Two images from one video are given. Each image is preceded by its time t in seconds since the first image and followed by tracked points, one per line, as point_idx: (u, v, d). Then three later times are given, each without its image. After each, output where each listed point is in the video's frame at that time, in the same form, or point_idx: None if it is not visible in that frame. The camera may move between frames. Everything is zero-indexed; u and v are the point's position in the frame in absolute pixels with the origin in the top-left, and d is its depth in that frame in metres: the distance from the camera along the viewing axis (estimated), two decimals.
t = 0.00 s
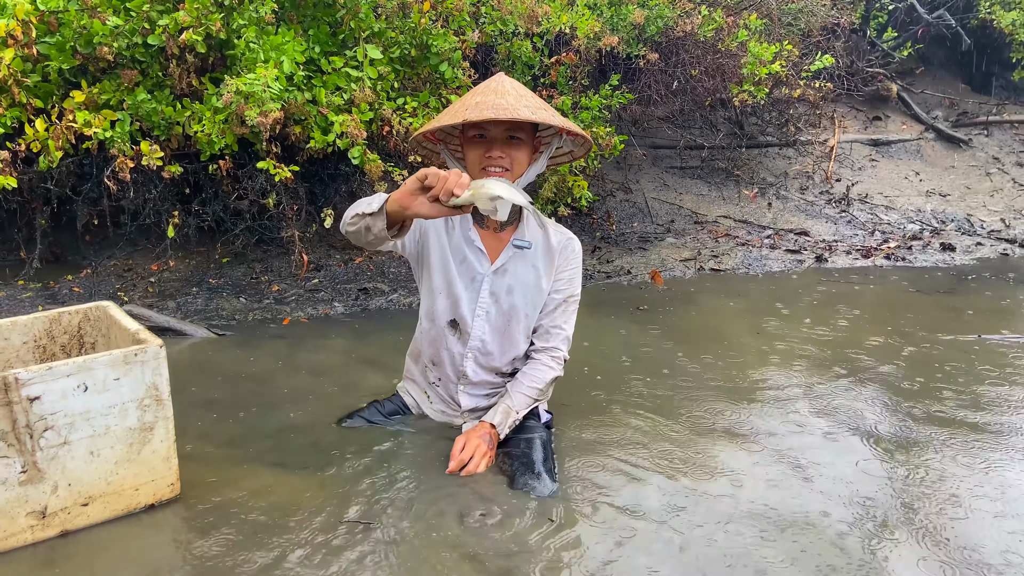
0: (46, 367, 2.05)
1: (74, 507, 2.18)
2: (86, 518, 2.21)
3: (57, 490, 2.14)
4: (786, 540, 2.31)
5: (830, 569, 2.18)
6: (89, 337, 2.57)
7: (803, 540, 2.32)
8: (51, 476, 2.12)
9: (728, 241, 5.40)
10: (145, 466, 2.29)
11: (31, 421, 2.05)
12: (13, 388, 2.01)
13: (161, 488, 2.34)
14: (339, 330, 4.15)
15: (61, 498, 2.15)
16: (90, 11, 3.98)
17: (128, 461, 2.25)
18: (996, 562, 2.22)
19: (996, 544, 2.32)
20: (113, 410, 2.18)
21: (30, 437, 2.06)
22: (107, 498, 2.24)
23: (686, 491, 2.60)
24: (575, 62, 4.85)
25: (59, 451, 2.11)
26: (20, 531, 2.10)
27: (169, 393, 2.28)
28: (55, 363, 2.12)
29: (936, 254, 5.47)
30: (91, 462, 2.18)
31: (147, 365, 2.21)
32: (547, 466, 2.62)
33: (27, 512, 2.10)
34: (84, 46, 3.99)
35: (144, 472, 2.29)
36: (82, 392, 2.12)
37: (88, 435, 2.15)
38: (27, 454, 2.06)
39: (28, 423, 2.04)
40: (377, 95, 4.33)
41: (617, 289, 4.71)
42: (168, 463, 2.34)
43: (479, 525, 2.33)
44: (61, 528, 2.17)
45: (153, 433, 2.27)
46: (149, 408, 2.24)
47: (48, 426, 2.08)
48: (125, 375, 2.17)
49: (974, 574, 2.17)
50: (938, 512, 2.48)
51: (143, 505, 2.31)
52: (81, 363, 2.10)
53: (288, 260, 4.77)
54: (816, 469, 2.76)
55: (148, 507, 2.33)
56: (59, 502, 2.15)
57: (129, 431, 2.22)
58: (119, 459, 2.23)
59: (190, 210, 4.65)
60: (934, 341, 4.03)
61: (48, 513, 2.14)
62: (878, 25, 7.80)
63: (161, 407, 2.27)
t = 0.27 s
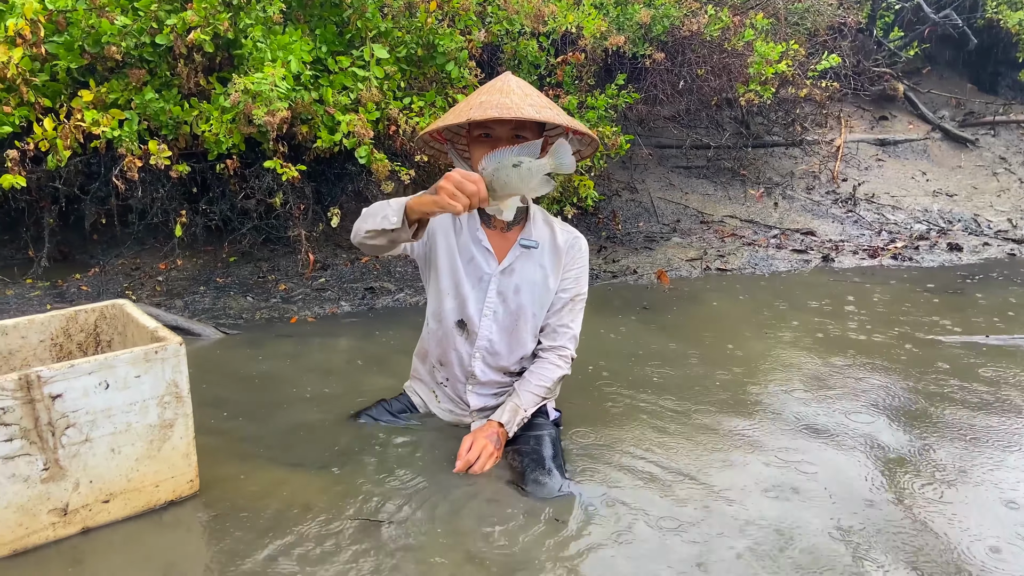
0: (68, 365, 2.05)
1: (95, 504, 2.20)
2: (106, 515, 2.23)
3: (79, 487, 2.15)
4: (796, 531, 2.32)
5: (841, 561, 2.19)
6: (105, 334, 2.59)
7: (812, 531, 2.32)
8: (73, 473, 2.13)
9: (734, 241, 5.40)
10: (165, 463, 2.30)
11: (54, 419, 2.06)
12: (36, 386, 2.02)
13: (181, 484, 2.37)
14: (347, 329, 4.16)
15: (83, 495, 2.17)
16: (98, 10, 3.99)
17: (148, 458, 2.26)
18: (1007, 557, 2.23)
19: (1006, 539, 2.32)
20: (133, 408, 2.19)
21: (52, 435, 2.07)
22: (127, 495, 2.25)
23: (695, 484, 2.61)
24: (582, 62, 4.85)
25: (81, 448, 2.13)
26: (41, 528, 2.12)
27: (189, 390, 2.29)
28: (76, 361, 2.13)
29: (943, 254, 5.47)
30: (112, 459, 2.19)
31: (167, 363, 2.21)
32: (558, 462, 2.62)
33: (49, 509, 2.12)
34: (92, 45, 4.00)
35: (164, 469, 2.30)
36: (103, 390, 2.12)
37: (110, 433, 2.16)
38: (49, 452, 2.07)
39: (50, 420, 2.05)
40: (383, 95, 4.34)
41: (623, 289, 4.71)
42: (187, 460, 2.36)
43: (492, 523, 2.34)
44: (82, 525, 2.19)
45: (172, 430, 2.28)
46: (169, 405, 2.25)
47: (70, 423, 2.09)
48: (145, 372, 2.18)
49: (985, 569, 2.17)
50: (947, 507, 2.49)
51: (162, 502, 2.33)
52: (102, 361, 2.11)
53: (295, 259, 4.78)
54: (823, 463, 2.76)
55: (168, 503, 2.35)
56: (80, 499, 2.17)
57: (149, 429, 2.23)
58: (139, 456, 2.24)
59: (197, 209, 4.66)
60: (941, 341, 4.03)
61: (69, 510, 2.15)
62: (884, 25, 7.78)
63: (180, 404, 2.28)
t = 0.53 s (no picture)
0: (93, 362, 2.08)
1: (118, 500, 2.23)
2: (128, 511, 2.25)
3: (102, 483, 2.18)
4: (804, 536, 2.33)
5: (850, 566, 2.19)
6: (124, 333, 2.62)
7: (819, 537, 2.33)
8: (96, 470, 2.16)
9: (744, 241, 5.39)
10: (186, 460, 2.33)
11: (78, 415, 2.09)
12: (62, 383, 2.04)
13: (201, 481, 2.39)
14: (357, 327, 4.18)
15: (105, 492, 2.19)
16: (111, 10, 4.03)
17: (170, 455, 2.29)
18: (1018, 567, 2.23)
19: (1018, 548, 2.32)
20: (156, 405, 2.21)
21: (76, 432, 2.10)
22: (150, 492, 2.28)
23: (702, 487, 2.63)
24: (592, 61, 4.85)
25: (104, 445, 2.15)
26: (65, 525, 2.14)
27: (211, 387, 2.32)
28: (100, 358, 2.16)
29: (954, 255, 5.45)
30: (135, 456, 2.22)
31: (189, 360, 2.25)
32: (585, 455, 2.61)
33: (73, 506, 2.15)
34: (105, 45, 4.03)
35: (185, 465, 2.33)
36: (127, 387, 2.15)
37: (133, 430, 2.19)
38: (73, 448, 2.10)
39: (74, 417, 2.08)
40: (393, 95, 4.35)
41: (632, 288, 4.71)
42: (208, 457, 2.39)
43: (506, 521, 2.35)
44: (105, 521, 2.21)
45: (194, 427, 2.31)
46: (191, 402, 2.28)
47: (94, 420, 2.12)
48: (168, 370, 2.21)
49: None
50: (955, 515, 2.49)
51: (183, 498, 2.36)
52: (126, 358, 2.13)
53: (305, 258, 4.80)
54: (831, 468, 2.77)
55: (189, 500, 2.38)
56: (103, 495, 2.19)
57: (171, 425, 2.26)
58: (162, 453, 2.27)
59: (208, 208, 4.69)
60: (952, 342, 4.02)
61: (92, 506, 2.18)
62: (896, 24, 7.75)
63: (202, 401, 2.31)
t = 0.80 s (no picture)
0: (118, 361, 2.12)
1: (142, 498, 2.26)
2: (152, 508, 2.28)
3: (126, 481, 2.21)
4: (815, 537, 2.32)
5: (864, 568, 2.18)
6: (144, 331, 2.69)
7: (829, 537, 2.33)
8: (121, 467, 2.19)
9: (758, 241, 5.38)
10: (208, 457, 2.36)
11: (103, 413, 2.13)
12: (88, 381, 2.08)
13: (223, 478, 2.42)
14: (370, 326, 4.20)
15: (129, 489, 2.23)
16: (127, 10, 4.06)
17: (192, 452, 2.32)
18: None
19: None
20: (180, 402, 2.25)
21: (101, 429, 2.13)
22: (173, 489, 2.31)
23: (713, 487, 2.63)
24: (604, 61, 4.85)
25: (129, 442, 2.19)
26: (89, 522, 2.18)
27: (232, 386, 2.35)
28: (124, 357, 2.20)
29: (970, 256, 5.41)
30: (159, 453, 2.25)
31: (212, 358, 2.28)
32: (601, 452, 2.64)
33: (97, 503, 2.18)
34: (121, 45, 4.07)
35: (207, 463, 2.36)
36: (151, 384, 2.19)
37: (157, 427, 2.22)
38: (98, 446, 2.13)
39: (99, 415, 2.12)
40: (406, 95, 4.36)
41: (644, 289, 4.71)
42: (230, 455, 2.42)
43: (521, 520, 2.36)
44: (129, 518, 2.25)
45: (217, 425, 2.34)
46: (213, 400, 2.32)
47: (119, 418, 2.15)
48: (191, 368, 2.25)
49: None
50: (965, 517, 2.48)
51: (205, 495, 2.39)
52: (151, 356, 2.17)
53: (319, 257, 4.82)
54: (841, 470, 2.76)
55: (211, 497, 2.40)
56: (127, 493, 2.22)
57: (194, 423, 2.29)
58: (185, 450, 2.30)
59: (222, 207, 4.72)
60: (964, 344, 3.99)
61: (116, 504, 2.21)
62: (912, 24, 7.70)
63: (224, 400, 2.35)
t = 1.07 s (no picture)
0: (145, 359, 2.15)
1: (166, 495, 2.28)
2: (177, 506, 2.31)
3: (151, 478, 2.24)
4: (832, 541, 2.31)
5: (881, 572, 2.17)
6: (168, 330, 2.73)
7: (845, 541, 2.31)
8: (147, 464, 2.22)
9: (775, 243, 5.35)
10: (232, 455, 2.38)
11: (130, 411, 2.15)
12: (115, 379, 2.11)
13: (246, 476, 2.44)
14: (387, 326, 4.22)
15: (155, 487, 2.25)
16: (148, 11, 4.10)
17: (217, 450, 2.34)
18: None
19: None
20: (205, 401, 2.27)
21: (128, 427, 2.16)
22: (197, 488, 2.33)
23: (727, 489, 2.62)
24: (621, 62, 4.85)
25: (155, 440, 2.21)
26: (115, 519, 2.20)
27: (256, 385, 2.37)
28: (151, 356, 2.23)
29: (990, 259, 5.35)
30: (184, 451, 2.27)
31: (237, 357, 2.31)
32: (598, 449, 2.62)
33: (123, 500, 2.20)
34: (143, 45, 4.12)
35: (231, 461, 2.38)
36: (177, 382, 2.21)
37: (182, 425, 2.25)
38: (124, 444, 2.16)
39: (126, 412, 2.14)
40: (423, 95, 4.37)
41: (660, 290, 4.69)
42: (253, 453, 2.43)
43: (539, 519, 2.35)
44: (153, 515, 2.27)
45: (240, 423, 2.36)
46: (237, 399, 2.34)
47: (145, 416, 2.18)
48: (217, 367, 2.27)
49: None
50: (984, 522, 2.45)
51: (228, 493, 2.41)
52: (177, 355, 2.20)
53: (335, 257, 4.84)
54: (857, 472, 2.74)
55: (234, 495, 2.42)
56: (152, 490, 2.25)
57: (219, 421, 2.31)
58: (209, 448, 2.32)
59: (241, 206, 4.75)
60: (984, 348, 3.95)
61: (142, 501, 2.23)
62: (932, 24, 7.64)
63: (248, 398, 2.36)
